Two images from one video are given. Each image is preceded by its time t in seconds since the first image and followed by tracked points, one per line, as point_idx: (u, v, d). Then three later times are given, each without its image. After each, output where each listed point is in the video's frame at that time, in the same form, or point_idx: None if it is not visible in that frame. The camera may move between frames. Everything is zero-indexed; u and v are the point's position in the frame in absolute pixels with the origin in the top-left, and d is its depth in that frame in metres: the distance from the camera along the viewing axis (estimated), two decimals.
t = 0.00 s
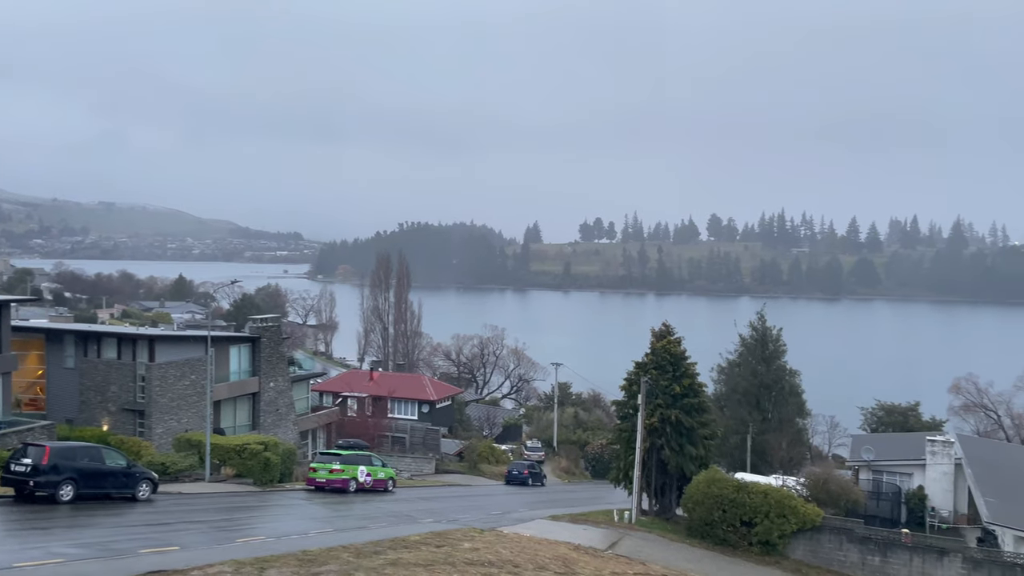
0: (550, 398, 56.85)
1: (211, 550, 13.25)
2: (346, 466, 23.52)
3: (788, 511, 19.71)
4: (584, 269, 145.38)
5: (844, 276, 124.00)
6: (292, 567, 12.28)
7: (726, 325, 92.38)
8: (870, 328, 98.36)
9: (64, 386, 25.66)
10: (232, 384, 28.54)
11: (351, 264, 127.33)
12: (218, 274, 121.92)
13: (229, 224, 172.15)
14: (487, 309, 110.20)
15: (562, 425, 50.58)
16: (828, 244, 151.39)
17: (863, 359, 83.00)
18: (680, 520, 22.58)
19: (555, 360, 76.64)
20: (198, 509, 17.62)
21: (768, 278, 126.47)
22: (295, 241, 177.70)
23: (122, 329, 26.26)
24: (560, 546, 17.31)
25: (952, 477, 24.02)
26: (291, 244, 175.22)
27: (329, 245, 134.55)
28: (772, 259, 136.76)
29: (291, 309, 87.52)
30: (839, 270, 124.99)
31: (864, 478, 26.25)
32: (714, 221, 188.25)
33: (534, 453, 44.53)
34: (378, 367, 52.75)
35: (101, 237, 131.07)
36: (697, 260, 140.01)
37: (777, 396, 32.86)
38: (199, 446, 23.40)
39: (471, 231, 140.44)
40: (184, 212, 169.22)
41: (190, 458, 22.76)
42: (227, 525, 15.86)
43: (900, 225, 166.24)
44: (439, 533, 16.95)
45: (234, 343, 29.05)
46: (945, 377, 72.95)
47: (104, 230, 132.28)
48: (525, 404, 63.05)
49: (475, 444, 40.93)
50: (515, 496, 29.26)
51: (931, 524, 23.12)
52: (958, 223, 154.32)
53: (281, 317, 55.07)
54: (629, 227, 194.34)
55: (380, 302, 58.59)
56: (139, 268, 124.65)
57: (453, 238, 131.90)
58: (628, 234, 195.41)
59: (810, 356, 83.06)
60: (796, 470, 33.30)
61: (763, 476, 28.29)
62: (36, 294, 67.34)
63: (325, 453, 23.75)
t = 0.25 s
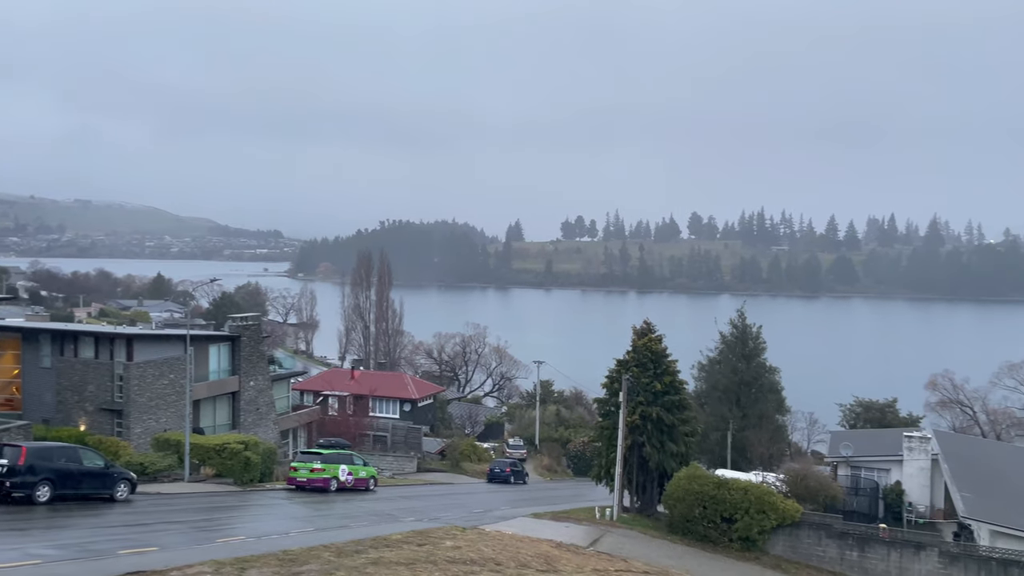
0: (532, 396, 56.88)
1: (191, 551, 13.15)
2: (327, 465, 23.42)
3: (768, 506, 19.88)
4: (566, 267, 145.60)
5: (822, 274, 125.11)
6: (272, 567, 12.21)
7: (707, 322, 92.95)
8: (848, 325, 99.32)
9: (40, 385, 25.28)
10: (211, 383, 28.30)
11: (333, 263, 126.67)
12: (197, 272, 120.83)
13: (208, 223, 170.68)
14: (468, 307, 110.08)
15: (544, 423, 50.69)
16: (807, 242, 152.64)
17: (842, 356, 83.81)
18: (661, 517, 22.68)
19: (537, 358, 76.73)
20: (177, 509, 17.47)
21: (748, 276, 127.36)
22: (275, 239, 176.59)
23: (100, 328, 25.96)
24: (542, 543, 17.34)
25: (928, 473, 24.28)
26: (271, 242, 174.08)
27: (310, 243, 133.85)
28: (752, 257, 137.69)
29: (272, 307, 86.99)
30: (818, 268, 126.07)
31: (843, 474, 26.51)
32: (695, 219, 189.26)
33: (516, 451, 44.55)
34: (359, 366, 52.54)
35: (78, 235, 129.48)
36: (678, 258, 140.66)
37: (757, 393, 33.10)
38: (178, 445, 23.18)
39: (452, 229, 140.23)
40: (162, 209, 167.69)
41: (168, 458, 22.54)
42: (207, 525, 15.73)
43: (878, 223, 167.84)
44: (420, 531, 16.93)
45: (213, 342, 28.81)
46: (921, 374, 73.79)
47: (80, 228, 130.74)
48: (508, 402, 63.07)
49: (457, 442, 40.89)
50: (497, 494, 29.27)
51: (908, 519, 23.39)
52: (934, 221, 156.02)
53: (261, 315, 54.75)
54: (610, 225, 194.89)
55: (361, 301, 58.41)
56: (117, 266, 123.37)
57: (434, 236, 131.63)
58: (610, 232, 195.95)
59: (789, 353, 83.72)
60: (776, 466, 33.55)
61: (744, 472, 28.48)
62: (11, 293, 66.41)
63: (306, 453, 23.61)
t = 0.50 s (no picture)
0: (514, 394, 56.92)
1: (169, 551, 13.05)
2: (308, 464, 23.28)
3: (747, 503, 20.04)
4: (547, 265, 145.77)
5: (801, 272, 126.15)
6: (252, 567, 12.14)
7: (687, 320, 93.55)
8: (826, 323, 100.30)
9: (15, 385, 24.93)
10: (190, 382, 28.04)
11: (313, 261, 125.97)
12: (175, 271, 119.63)
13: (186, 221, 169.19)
14: (449, 305, 109.86)
15: (525, 421, 50.78)
16: (786, 241, 153.87)
17: (820, 353, 84.60)
18: (642, 514, 22.77)
19: (518, 356, 76.78)
20: (156, 510, 17.31)
21: (727, 274, 128.21)
22: (254, 237, 175.30)
23: (77, 327, 25.68)
24: (523, 541, 17.37)
25: (905, 468, 24.56)
26: (251, 241, 172.79)
27: (290, 241, 133.05)
28: (732, 255, 138.58)
29: (251, 306, 86.42)
30: (796, 266, 127.12)
31: (821, 470, 26.73)
32: (675, 217, 190.12)
33: (498, 450, 44.61)
34: (339, 364, 52.33)
35: (54, 233, 127.87)
36: (659, 256, 141.24)
37: (736, 390, 33.38)
38: (156, 445, 22.92)
39: (434, 227, 139.92)
40: (140, 207, 165.95)
41: (147, 458, 22.31)
42: (186, 526, 15.61)
43: (855, 221, 169.45)
44: (401, 530, 16.90)
45: (192, 341, 28.53)
46: (897, 371, 74.66)
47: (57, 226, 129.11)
48: (489, 401, 63.08)
49: (438, 441, 40.81)
50: (478, 492, 29.24)
51: (886, 514, 23.69)
52: (911, 219, 157.79)
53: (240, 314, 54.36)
54: (591, 223, 195.26)
55: (341, 299, 58.15)
56: (94, 264, 121.91)
57: (415, 234, 131.32)
58: (591, 230, 196.42)
59: (768, 350, 84.41)
60: (756, 462, 33.76)
61: (723, 468, 28.67)
62: None
63: (286, 452, 23.46)
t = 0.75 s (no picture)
0: (495, 393, 56.88)
1: (147, 552, 12.92)
2: (287, 464, 23.14)
3: (727, 499, 20.17)
4: (528, 264, 145.75)
5: (780, 269, 127.13)
6: (231, 567, 12.05)
7: (667, 318, 94.01)
8: (806, 320, 101.14)
9: None
10: (168, 382, 27.76)
11: (293, 259, 125.17)
12: (153, 270, 118.37)
13: (164, 219, 167.53)
14: (431, 304, 109.62)
15: (507, 419, 50.78)
16: (765, 239, 155.04)
17: (799, 351, 85.29)
18: (623, 512, 22.86)
19: (500, 355, 76.75)
20: (133, 511, 17.11)
21: (708, 273, 128.92)
22: (234, 236, 173.81)
23: (53, 327, 25.35)
24: (504, 539, 17.37)
25: (882, 464, 24.79)
26: (230, 239, 171.41)
27: (269, 239, 132.09)
28: (712, 253, 139.43)
29: (230, 305, 85.74)
30: (775, 263, 128.11)
31: (800, 466, 26.94)
32: (656, 216, 190.94)
33: (479, 448, 44.56)
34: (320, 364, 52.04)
35: (28, 232, 126.06)
36: (639, 254, 141.74)
37: (716, 387, 33.60)
38: (133, 446, 22.68)
39: (415, 226, 139.55)
40: (117, 206, 164.08)
41: (124, 458, 22.07)
42: (164, 526, 15.45)
43: (833, 219, 170.96)
44: (382, 529, 16.84)
45: (170, 340, 28.26)
46: (874, 368, 75.44)
47: (31, 225, 127.28)
48: (470, 399, 63.00)
49: (419, 440, 40.70)
50: (460, 491, 29.18)
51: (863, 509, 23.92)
52: (888, 218, 159.44)
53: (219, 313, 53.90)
54: (573, 221, 195.54)
55: (322, 298, 57.86)
56: (70, 263, 120.34)
57: (396, 233, 130.89)
58: (572, 229, 196.76)
59: (748, 348, 85.00)
60: (735, 459, 33.98)
61: (704, 465, 28.82)
62: None
63: (266, 452, 23.31)
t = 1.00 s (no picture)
0: (476, 391, 56.87)
1: (125, 554, 12.79)
2: (267, 464, 23.00)
3: (707, 496, 20.27)
4: (510, 262, 145.75)
5: (759, 268, 127.96)
6: (211, 568, 11.96)
7: (647, 316, 94.35)
8: (785, 318, 101.95)
9: None
10: (146, 381, 27.47)
11: (273, 258, 124.26)
12: (130, 268, 117.00)
13: (141, 218, 165.73)
14: (412, 302, 109.24)
15: (488, 417, 50.75)
16: (744, 237, 156.08)
17: (778, 348, 85.93)
18: (603, 509, 22.94)
19: (481, 353, 76.64)
20: (110, 512, 16.93)
21: (688, 271, 129.51)
22: (213, 234, 172.37)
23: (31, 326, 25.04)
24: (486, 538, 17.38)
25: (859, 460, 25.09)
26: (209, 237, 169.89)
27: (249, 238, 131.13)
28: (692, 252, 140.14)
29: (208, 303, 85.00)
30: (754, 262, 128.95)
31: (779, 463, 27.17)
32: (636, 214, 191.61)
33: (460, 447, 44.51)
34: (300, 363, 51.74)
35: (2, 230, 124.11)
36: (620, 253, 142.12)
37: (696, 384, 33.81)
38: (111, 446, 22.43)
39: (396, 224, 139.07)
40: (93, 204, 162.10)
41: (101, 459, 21.87)
42: (142, 528, 15.30)
43: (811, 218, 172.44)
44: (363, 529, 16.78)
45: (148, 340, 27.96)
46: (851, 365, 76.18)
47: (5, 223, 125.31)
48: (452, 398, 62.86)
49: (400, 439, 40.59)
50: (441, 490, 29.13)
51: (841, 505, 24.24)
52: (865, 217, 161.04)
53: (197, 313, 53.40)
54: (554, 220, 195.80)
55: (302, 297, 57.51)
56: (45, 261, 118.62)
57: (377, 231, 130.35)
58: (553, 227, 196.97)
59: (728, 346, 85.49)
60: (715, 456, 34.18)
61: (684, 463, 28.97)
62: None
63: (245, 452, 23.16)
